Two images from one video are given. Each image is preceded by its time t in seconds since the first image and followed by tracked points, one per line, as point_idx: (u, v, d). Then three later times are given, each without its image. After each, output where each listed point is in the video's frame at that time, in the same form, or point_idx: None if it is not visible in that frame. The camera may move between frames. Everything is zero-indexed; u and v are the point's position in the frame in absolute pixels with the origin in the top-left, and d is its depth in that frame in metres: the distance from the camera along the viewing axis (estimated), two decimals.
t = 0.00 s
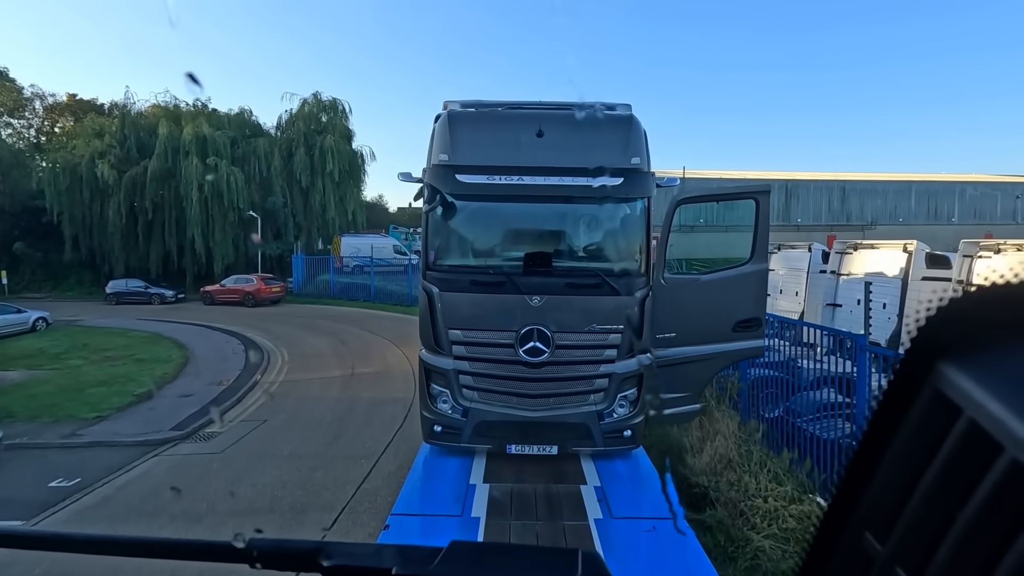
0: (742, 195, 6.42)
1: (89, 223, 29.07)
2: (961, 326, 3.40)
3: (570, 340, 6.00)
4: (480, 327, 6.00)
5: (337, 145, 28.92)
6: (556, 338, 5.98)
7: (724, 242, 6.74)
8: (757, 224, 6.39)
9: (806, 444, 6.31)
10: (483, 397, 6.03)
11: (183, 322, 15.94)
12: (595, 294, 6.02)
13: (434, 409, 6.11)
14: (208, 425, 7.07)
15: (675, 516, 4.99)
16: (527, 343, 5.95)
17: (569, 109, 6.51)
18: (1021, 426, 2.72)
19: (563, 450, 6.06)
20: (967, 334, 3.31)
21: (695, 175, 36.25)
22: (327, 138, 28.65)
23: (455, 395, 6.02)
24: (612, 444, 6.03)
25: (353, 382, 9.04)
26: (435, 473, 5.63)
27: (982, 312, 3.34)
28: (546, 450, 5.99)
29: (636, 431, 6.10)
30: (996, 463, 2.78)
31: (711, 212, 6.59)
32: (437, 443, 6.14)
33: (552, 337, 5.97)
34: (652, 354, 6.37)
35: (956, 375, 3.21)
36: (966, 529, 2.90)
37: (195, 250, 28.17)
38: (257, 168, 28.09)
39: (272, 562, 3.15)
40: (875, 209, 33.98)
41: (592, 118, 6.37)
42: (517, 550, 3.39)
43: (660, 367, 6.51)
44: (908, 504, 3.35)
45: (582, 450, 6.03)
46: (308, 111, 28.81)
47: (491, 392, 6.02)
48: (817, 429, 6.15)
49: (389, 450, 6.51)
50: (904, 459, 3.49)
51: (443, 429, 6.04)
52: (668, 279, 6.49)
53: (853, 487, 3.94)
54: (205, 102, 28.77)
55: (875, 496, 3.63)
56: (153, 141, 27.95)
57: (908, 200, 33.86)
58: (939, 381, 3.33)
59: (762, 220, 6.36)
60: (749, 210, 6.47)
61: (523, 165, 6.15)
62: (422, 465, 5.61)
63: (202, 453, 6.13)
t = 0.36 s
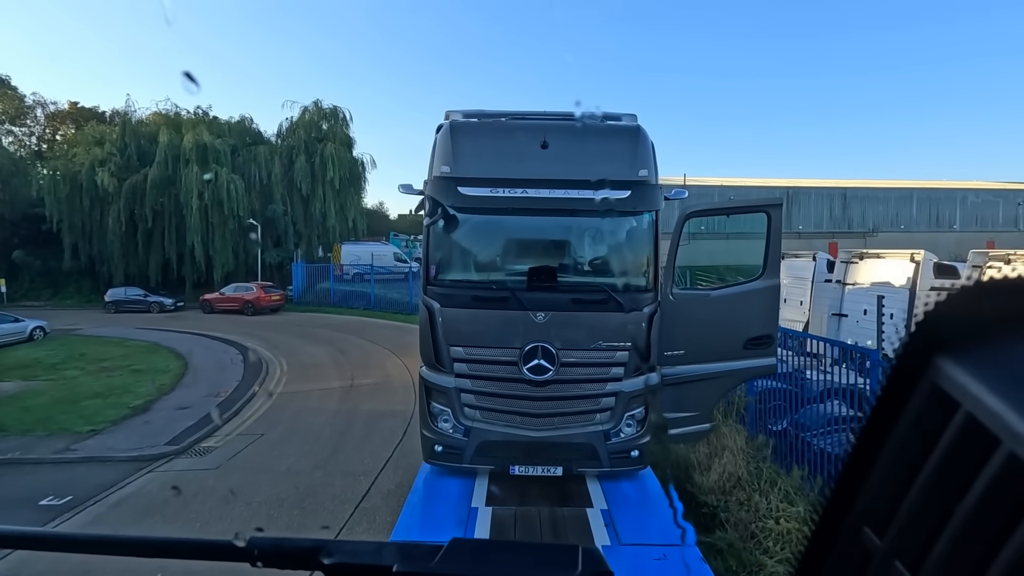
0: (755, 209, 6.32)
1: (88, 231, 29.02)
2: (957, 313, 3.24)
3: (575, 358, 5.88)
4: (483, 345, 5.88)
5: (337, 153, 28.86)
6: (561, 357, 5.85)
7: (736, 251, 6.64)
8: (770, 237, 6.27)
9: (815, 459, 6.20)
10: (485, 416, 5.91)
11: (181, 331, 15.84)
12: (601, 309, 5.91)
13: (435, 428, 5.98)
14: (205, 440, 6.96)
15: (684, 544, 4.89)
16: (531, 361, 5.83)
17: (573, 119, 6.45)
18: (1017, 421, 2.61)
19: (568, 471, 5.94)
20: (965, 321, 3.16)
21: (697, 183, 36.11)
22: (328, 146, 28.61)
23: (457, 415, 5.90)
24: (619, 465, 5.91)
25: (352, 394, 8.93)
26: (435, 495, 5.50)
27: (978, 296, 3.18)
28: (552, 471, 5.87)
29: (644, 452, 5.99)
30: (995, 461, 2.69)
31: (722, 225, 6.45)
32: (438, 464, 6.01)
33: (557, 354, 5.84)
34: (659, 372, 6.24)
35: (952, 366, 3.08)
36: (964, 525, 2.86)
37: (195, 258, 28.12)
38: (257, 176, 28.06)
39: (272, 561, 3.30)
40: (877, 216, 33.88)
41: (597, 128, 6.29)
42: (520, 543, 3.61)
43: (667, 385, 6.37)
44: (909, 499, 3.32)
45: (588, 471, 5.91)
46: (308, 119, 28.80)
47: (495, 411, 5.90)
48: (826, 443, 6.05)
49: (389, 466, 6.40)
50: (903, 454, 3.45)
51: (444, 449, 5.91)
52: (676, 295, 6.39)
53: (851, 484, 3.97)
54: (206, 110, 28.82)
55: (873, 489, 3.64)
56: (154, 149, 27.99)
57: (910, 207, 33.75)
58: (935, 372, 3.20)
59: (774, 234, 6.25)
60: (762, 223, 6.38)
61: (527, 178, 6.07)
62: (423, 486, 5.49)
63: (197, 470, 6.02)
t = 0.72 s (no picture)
0: (763, 218, 6.18)
1: (87, 238, 28.98)
2: (956, 315, 3.31)
3: (577, 372, 5.75)
4: (482, 358, 5.76)
5: (337, 160, 28.82)
6: (563, 372, 5.73)
7: (749, 259, 6.61)
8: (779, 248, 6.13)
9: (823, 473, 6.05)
10: (484, 432, 5.78)
11: (179, 339, 15.74)
12: (604, 322, 5.79)
13: (431, 444, 5.85)
14: (199, 452, 6.85)
15: (689, 565, 4.81)
16: (531, 376, 5.71)
17: (574, 126, 6.38)
18: (1018, 420, 2.67)
19: (570, 489, 5.81)
20: (963, 323, 3.24)
21: (698, 189, 36.04)
22: (328, 153, 28.59)
23: (454, 431, 5.77)
24: (622, 483, 5.79)
25: (350, 404, 8.82)
26: (433, 515, 5.36)
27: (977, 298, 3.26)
28: (554, 489, 5.74)
29: (648, 469, 5.86)
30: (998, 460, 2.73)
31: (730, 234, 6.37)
32: (433, 482, 5.87)
33: (558, 368, 5.72)
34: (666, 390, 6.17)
35: (953, 366, 3.14)
36: (964, 525, 2.90)
37: (194, 264, 28.06)
38: (257, 182, 28.04)
39: (273, 561, 3.40)
40: (878, 223, 33.83)
41: (599, 135, 6.22)
42: (521, 544, 3.75)
43: (672, 402, 6.22)
44: (907, 501, 3.35)
45: (591, 489, 5.78)
46: (309, 125, 28.80)
47: (494, 426, 5.77)
48: (833, 457, 5.92)
49: (386, 480, 6.27)
50: (900, 457, 3.49)
51: (441, 466, 5.78)
52: (681, 306, 6.28)
53: (849, 487, 3.97)
54: (206, 117, 28.87)
55: (873, 492, 3.65)
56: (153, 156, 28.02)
57: (911, 214, 33.67)
58: (936, 374, 3.25)
59: (782, 242, 6.10)
60: (770, 231, 6.24)
61: (529, 186, 5.98)
62: (420, 505, 5.37)
63: (190, 484, 5.91)
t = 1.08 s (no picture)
0: (771, 228, 6.14)
1: (85, 243, 28.93)
2: (954, 313, 3.17)
3: (578, 389, 5.61)
4: (478, 374, 5.63)
5: (337, 165, 28.77)
6: (564, 389, 5.60)
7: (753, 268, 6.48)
8: (788, 258, 6.07)
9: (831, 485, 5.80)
10: (481, 451, 5.64)
11: (175, 345, 15.61)
12: (606, 336, 5.65)
13: (426, 463, 5.72)
14: (191, 464, 6.72)
15: None
16: (530, 393, 5.58)
17: (575, 133, 6.28)
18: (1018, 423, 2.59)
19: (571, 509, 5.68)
20: (964, 320, 3.10)
21: (698, 195, 35.96)
22: (328, 158, 28.53)
23: (449, 449, 5.64)
24: (626, 502, 5.65)
25: (346, 414, 8.69)
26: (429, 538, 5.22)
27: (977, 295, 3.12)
28: (554, 510, 5.61)
29: (652, 488, 5.73)
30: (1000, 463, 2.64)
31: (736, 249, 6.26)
32: (428, 502, 5.73)
33: (558, 385, 5.59)
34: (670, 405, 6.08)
35: (954, 366, 3.01)
36: (964, 526, 2.81)
37: (193, 270, 27.98)
38: (256, 188, 27.99)
39: (271, 553, 3.63)
40: (879, 228, 33.75)
41: (601, 141, 6.12)
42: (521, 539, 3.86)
43: (677, 418, 6.14)
44: (905, 500, 3.26)
45: (593, 510, 5.65)
46: (309, 131, 28.77)
47: (490, 445, 5.63)
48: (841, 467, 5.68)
49: (381, 495, 6.14)
50: (898, 458, 3.37)
51: (436, 486, 5.65)
52: (687, 319, 6.20)
53: (845, 489, 3.83)
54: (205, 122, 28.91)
55: (870, 493, 3.53)
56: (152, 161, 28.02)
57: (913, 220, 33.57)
58: (936, 373, 3.12)
59: (792, 250, 6.06)
60: (778, 241, 6.20)
61: (528, 195, 5.86)
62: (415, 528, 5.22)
63: (181, 498, 5.78)
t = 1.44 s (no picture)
0: (785, 238, 6.03)
1: (82, 250, 28.84)
2: (956, 317, 3.57)
3: (583, 408, 5.46)
4: (478, 392, 5.48)
5: (336, 171, 28.68)
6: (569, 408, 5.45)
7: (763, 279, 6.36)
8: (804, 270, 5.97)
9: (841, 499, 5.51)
10: (481, 472, 5.49)
11: (171, 354, 15.45)
12: (612, 351, 5.50)
13: (424, 485, 5.56)
14: (183, 479, 6.55)
15: None
16: (532, 411, 5.43)
17: (578, 138, 6.17)
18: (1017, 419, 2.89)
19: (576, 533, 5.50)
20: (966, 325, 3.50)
21: (698, 201, 35.87)
22: (327, 164, 28.42)
23: (448, 470, 5.48)
24: (632, 526, 5.47)
25: (343, 426, 8.51)
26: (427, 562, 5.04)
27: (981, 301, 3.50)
28: (558, 534, 5.43)
29: (661, 511, 5.55)
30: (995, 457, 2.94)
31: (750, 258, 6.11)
32: (426, 525, 5.56)
33: (562, 403, 5.44)
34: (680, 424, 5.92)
35: (953, 366, 3.40)
36: (964, 521, 3.06)
37: (190, 277, 27.86)
38: (255, 194, 27.89)
39: (273, 555, 3.57)
40: (881, 234, 33.63)
41: (606, 147, 6.00)
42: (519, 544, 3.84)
43: (687, 437, 6.03)
44: (905, 498, 3.54)
45: (599, 535, 5.46)
46: (308, 137, 28.70)
47: (490, 465, 5.47)
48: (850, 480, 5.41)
49: (378, 512, 5.96)
50: (897, 456, 3.71)
51: (435, 508, 5.48)
52: (698, 334, 6.01)
53: (846, 489, 4.15)
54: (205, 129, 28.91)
55: (869, 492, 3.85)
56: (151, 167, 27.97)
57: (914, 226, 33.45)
58: (937, 372, 3.51)
59: (809, 261, 5.96)
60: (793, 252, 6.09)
61: (529, 204, 5.72)
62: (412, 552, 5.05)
63: (171, 515, 5.61)
